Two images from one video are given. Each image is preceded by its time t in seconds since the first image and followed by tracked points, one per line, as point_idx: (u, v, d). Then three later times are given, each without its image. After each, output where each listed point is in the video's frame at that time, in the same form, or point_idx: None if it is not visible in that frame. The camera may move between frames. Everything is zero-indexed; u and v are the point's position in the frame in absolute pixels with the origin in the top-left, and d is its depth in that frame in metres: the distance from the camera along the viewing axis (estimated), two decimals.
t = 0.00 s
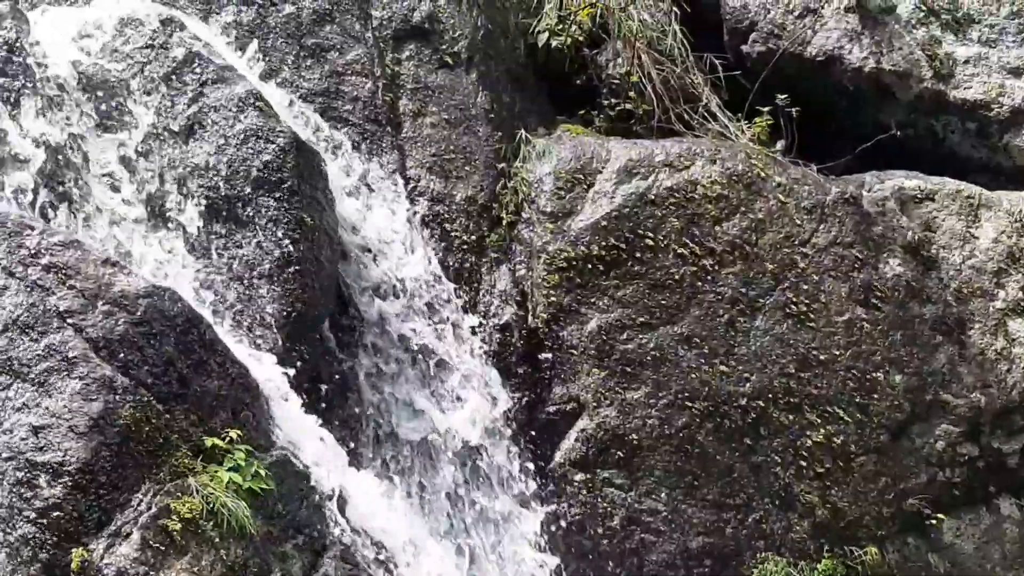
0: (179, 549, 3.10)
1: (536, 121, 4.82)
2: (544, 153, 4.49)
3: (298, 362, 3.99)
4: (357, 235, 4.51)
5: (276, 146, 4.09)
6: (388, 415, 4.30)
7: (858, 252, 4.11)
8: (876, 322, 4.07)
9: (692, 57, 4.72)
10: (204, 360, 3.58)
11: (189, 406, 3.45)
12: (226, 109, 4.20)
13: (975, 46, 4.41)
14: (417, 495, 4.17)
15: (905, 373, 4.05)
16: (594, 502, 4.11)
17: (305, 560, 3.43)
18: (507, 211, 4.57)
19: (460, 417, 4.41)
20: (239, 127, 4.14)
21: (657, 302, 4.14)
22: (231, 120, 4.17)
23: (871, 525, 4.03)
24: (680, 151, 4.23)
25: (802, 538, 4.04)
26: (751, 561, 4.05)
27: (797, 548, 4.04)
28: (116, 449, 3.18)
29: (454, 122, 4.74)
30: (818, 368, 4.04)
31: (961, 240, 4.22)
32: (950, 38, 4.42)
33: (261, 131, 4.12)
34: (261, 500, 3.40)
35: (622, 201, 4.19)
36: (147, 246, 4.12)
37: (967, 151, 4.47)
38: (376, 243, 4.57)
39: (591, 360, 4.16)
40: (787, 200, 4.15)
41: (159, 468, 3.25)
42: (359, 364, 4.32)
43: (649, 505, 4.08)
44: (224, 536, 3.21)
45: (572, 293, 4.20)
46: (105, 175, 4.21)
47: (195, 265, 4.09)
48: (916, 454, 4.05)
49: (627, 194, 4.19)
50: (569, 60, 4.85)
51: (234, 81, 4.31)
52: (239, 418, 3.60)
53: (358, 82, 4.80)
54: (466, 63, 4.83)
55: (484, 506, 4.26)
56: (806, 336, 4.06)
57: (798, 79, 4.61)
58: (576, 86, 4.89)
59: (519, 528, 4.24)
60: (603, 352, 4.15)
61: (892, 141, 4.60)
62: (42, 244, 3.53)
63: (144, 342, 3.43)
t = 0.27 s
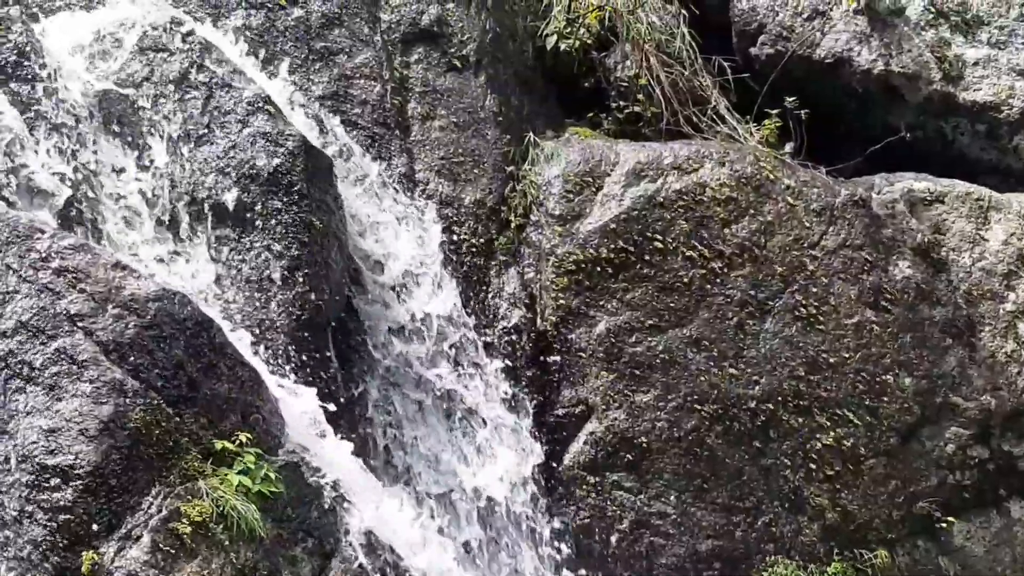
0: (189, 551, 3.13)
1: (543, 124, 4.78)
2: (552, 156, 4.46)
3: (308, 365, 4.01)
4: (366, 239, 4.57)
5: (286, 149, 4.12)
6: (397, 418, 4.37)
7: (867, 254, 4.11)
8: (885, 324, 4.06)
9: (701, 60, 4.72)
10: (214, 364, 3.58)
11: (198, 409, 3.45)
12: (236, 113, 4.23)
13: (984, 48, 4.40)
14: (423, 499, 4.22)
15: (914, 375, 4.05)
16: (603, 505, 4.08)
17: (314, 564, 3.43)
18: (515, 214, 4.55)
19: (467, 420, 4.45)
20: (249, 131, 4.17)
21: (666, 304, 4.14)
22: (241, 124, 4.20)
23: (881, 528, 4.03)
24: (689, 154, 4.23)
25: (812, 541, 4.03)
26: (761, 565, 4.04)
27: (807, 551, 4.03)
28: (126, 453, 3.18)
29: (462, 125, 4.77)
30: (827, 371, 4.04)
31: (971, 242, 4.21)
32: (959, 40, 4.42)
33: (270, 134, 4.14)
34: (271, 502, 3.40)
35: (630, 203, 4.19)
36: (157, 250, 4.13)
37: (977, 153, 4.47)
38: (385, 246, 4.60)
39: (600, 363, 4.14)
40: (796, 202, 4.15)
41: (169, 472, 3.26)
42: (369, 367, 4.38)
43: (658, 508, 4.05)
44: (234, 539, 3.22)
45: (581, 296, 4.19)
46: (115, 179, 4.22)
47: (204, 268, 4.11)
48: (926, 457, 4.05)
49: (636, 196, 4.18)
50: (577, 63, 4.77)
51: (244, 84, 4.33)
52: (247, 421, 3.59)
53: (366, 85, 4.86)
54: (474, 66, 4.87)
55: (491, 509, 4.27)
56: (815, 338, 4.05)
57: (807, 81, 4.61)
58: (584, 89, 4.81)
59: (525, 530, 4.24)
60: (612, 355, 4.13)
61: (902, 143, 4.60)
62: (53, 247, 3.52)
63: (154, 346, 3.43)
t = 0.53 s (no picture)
0: (200, 555, 3.12)
1: (551, 128, 4.86)
2: (560, 159, 4.50)
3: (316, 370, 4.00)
4: (376, 242, 4.54)
5: (294, 153, 4.12)
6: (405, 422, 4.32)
7: (876, 257, 4.10)
8: (895, 327, 4.06)
9: (708, 63, 4.77)
10: (223, 368, 3.60)
11: (208, 412, 3.47)
12: (244, 117, 4.22)
13: (992, 51, 4.42)
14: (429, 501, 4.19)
15: (924, 379, 4.04)
16: (612, 509, 4.09)
17: (323, 567, 3.41)
18: (524, 217, 4.58)
19: (475, 424, 4.39)
20: (257, 135, 4.17)
21: (674, 307, 4.14)
22: (249, 128, 4.20)
23: (890, 532, 4.02)
24: (696, 158, 4.24)
25: (822, 545, 4.01)
26: (770, 569, 4.02)
27: (816, 555, 4.01)
28: (136, 456, 3.18)
29: (471, 129, 4.74)
30: (836, 374, 4.03)
31: (980, 245, 4.21)
32: (967, 43, 4.45)
33: (279, 138, 4.15)
34: (280, 506, 3.40)
35: (638, 207, 4.19)
36: (167, 255, 4.14)
37: (986, 157, 4.46)
38: (393, 250, 4.56)
39: (608, 367, 4.15)
40: (804, 205, 4.15)
41: (178, 475, 3.27)
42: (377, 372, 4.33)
43: (666, 511, 4.06)
44: (244, 543, 3.20)
45: (590, 299, 4.20)
46: (125, 184, 4.23)
47: (214, 272, 4.12)
48: (936, 460, 4.04)
49: (644, 200, 4.19)
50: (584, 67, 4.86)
51: (252, 89, 4.32)
52: (259, 425, 3.64)
53: (374, 89, 4.81)
54: (483, 69, 4.84)
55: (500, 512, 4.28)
56: (824, 341, 4.05)
57: (815, 83, 4.60)
58: (592, 92, 4.91)
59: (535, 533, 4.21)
60: (620, 358, 4.14)
61: (910, 146, 4.59)
62: (63, 252, 3.54)
63: (164, 350, 3.44)
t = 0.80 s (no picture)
0: (207, 560, 3.12)
1: (559, 130, 4.87)
2: (568, 162, 4.53)
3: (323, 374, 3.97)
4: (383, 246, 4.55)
5: (302, 157, 4.13)
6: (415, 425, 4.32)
7: (885, 260, 4.10)
8: (905, 330, 4.05)
9: (716, 66, 4.83)
10: (232, 372, 3.57)
11: (217, 416, 3.45)
12: (254, 121, 4.24)
13: (1001, 54, 4.45)
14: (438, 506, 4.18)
15: (933, 382, 4.03)
16: (621, 512, 4.10)
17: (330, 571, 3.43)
18: (532, 220, 4.59)
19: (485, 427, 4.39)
20: (266, 139, 4.18)
21: (682, 310, 4.13)
22: (258, 132, 4.21)
23: (900, 535, 4.01)
24: (704, 161, 4.23)
25: (831, 548, 4.01)
26: (780, 572, 4.02)
27: (825, 558, 4.01)
28: (146, 460, 3.20)
29: (480, 132, 4.75)
30: (845, 378, 4.03)
31: (989, 247, 4.24)
32: (976, 45, 4.47)
33: (287, 142, 4.16)
34: (289, 510, 3.40)
35: (646, 210, 4.20)
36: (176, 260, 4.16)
37: (995, 159, 4.47)
38: (402, 252, 4.57)
39: (617, 370, 4.15)
40: (813, 208, 4.15)
41: (187, 479, 3.27)
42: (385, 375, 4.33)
43: (676, 514, 4.05)
44: (251, 547, 3.21)
45: (597, 302, 4.20)
46: (134, 189, 4.24)
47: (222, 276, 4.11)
48: (946, 463, 4.04)
49: (652, 203, 4.20)
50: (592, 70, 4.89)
51: (261, 93, 4.33)
52: (268, 427, 3.60)
53: (382, 92, 4.81)
54: (491, 73, 4.84)
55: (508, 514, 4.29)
56: (833, 344, 4.04)
57: (823, 86, 4.59)
58: (600, 95, 4.93)
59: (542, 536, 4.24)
60: (629, 361, 4.14)
61: (918, 148, 4.58)
62: (73, 255, 3.55)
63: (173, 354, 3.43)
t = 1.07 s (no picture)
0: (218, 563, 3.10)
1: (568, 133, 4.90)
2: (577, 165, 4.55)
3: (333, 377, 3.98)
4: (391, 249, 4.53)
5: (312, 161, 4.14)
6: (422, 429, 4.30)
7: (895, 263, 4.11)
8: (915, 332, 4.05)
9: (725, 69, 4.84)
10: (243, 375, 3.58)
11: (227, 419, 3.47)
12: (263, 125, 4.25)
13: (1011, 56, 4.43)
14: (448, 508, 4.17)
15: (943, 385, 4.03)
16: (630, 515, 4.04)
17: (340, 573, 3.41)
18: (541, 223, 4.60)
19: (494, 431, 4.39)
20: (276, 143, 4.20)
21: (691, 313, 4.13)
22: (268, 136, 4.23)
23: (910, 538, 3.99)
24: (712, 164, 4.25)
25: (842, 551, 3.96)
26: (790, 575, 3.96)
27: (836, 562, 3.96)
28: (157, 463, 3.20)
29: (488, 135, 4.77)
30: (854, 381, 4.02)
31: (999, 250, 4.25)
32: (986, 47, 4.46)
33: (297, 146, 4.18)
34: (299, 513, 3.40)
35: (655, 213, 4.21)
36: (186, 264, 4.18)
37: (1006, 161, 4.47)
38: (410, 255, 4.55)
39: (626, 373, 4.14)
40: (822, 210, 4.15)
41: (198, 482, 3.28)
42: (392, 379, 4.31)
43: (685, 517, 4.01)
44: (262, 549, 3.22)
45: (607, 305, 4.20)
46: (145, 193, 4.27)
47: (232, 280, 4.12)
48: (956, 466, 4.03)
49: (661, 206, 4.21)
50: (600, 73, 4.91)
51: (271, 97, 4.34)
52: (277, 431, 3.60)
53: (392, 96, 4.81)
54: (500, 76, 4.87)
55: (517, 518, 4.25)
56: (843, 347, 4.04)
57: (833, 88, 4.57)
58: (609, 98, 4.93)
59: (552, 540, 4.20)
60: (637, 364, 4.13)
61: (927, 151, 4.57)
62: (84, 259, 3.57)
63: (184, 357, 3.45)
